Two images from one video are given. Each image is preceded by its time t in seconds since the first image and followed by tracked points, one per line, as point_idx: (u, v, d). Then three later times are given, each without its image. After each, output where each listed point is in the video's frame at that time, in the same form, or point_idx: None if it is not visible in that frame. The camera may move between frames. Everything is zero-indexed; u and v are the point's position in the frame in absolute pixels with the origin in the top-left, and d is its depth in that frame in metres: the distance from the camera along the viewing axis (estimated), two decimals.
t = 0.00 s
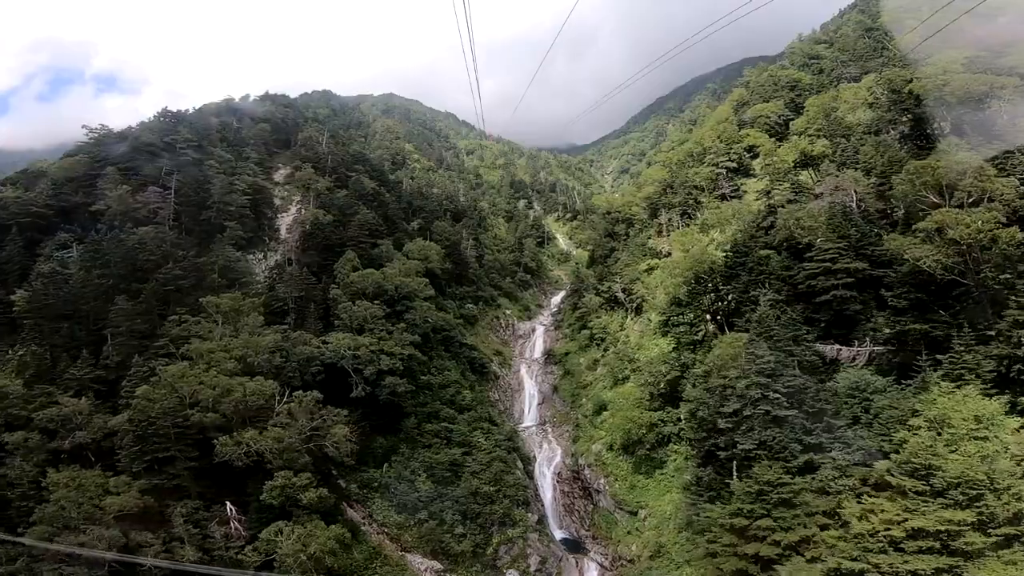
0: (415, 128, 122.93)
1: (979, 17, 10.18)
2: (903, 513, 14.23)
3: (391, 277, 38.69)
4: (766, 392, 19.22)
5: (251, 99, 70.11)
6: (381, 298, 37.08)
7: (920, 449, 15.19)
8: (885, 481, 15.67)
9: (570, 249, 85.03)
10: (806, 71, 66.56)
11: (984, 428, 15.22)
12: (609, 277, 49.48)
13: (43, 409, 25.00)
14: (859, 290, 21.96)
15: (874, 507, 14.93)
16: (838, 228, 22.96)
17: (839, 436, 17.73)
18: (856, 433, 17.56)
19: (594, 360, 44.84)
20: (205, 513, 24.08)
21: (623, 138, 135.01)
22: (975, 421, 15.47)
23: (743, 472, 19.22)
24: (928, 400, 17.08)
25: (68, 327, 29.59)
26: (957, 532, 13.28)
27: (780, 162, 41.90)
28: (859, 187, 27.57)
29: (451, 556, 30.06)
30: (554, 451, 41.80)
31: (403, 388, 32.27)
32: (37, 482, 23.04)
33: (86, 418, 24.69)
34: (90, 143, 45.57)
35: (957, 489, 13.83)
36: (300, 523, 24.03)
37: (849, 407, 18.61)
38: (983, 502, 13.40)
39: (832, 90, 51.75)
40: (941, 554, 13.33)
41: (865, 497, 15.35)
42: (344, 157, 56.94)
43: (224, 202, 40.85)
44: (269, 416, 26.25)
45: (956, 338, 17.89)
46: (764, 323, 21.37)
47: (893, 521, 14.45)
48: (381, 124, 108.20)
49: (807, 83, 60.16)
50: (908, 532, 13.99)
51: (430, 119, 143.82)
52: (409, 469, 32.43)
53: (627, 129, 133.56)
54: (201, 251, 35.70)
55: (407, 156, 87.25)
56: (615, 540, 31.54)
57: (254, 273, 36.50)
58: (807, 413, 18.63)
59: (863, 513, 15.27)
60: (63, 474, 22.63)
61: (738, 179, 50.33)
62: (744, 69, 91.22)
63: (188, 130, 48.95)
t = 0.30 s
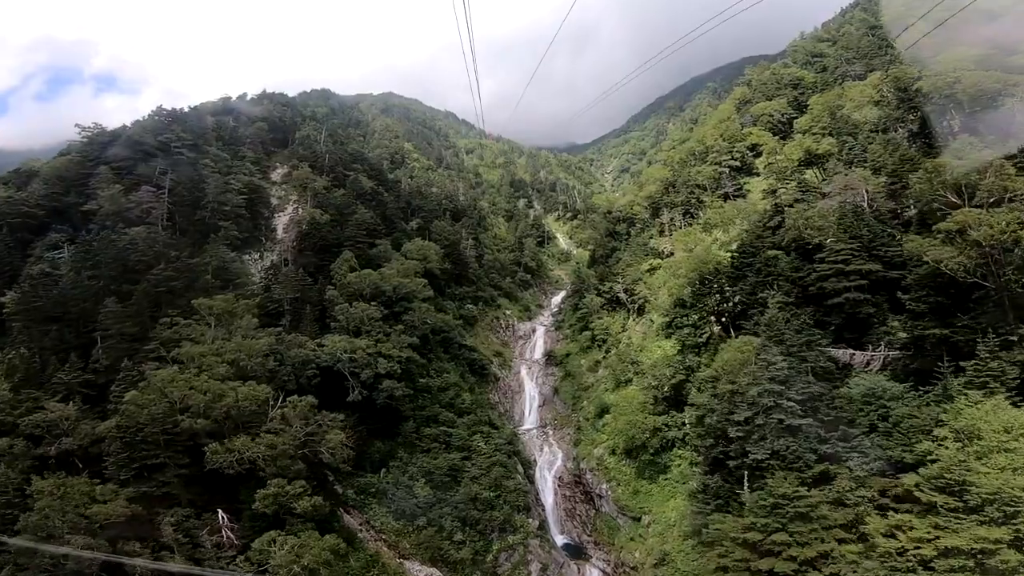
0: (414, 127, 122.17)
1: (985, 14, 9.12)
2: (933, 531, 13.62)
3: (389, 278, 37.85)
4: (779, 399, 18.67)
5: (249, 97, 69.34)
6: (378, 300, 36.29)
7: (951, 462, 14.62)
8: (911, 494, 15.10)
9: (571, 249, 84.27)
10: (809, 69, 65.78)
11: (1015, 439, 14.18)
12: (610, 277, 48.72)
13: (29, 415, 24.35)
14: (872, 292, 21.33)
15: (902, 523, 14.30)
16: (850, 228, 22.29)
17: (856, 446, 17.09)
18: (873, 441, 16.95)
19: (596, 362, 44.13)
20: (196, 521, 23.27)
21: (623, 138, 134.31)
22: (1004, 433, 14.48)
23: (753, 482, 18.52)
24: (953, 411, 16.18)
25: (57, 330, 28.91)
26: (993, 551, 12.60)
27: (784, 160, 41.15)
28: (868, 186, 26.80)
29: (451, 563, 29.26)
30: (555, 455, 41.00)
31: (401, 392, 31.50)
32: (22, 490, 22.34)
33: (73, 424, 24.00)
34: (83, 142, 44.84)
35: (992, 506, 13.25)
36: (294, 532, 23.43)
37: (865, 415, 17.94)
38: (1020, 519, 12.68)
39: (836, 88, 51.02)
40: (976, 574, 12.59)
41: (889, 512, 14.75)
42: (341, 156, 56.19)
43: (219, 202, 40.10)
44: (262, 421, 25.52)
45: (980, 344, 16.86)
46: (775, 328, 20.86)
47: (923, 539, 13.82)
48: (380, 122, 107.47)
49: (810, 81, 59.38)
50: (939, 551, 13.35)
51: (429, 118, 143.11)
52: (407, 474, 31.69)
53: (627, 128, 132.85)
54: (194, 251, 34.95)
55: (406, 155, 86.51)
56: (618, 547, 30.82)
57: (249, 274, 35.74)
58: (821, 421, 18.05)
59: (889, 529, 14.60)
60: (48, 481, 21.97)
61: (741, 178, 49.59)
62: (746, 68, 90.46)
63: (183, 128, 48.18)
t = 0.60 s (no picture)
0: (413, 124, 121.35)
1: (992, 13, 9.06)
2: (964, 548, 12.95)
3: (387, 276, 36.96)
4: (793, 405, 17.89)
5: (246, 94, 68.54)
6: (375, 299, 35.51)
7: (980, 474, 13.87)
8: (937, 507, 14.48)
9: (571, 247, 83.52)
10: (813, 66, 64.93)
11: None
12: (611, 276, 47.96)
13: (14, 419, 23.69)
14: (885, 293, 20.74)
15: (929, 539, 13.69)
16: (861, 228, 21.73)
17: (873, 454, 16.57)
18: (890, 450, 16.42)
19: (597, 362, 43.44)
20: (186, 528, 22.54)
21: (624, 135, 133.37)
22: None
23: (764, 491, 17.95)
24: (979, 420, 15.48)
25: (45, 332, 28.20)
26: None
27: (789, 158, 40.35)
28: (878, 183, 26.07)
29: (450, 569, 28.55)
30: (556, 457, 40.25)
31: (398, 394, 30.76)
32: (6, 496, 21.69)
33: (59, 428, 23.37)
34: (75, 138, 44.07)
35: None
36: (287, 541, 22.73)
37: (882, 421, 17.38)
38: None
39: (841, 85, 50.21)
40: None
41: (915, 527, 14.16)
42: (339, 153, 55.39)
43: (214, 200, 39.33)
44: (254, 426, 24.82)
45: (1006, 349, 16.10)
46: (786, 331, 20.20)
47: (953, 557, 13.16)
48: (379, 119, 106.66)
49: (814, 78, 58.61)
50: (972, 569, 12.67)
51: (429, 115, 142.17)
52: (405, 478, 30.96)
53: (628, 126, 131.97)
54: (187, 249, 34.17)
55: (405, 152, 85.72)
56: (620, 552, 30.13)
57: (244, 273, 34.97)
58: (836, 428, 17.47)
59: (916, 545, 14.01)
60: (32, 488, 21.33)
61: (744, 176, 48.83)
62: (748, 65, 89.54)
63: (177, 124, 47.35)
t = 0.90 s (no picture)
0: (412, 120, 120.40)
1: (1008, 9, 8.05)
2: (995, 566, 12.27)
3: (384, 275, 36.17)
4: (807, 413, 17.26)
5: (242, 90, 67.61)
6: (372, 298, 34.73)
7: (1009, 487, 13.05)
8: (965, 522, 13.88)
9: (571, 244, 82.75)
10: (816, 63, 64.11)
11: None
12: (613, 274, 47.23)
13: None
14: (898, 295, 20.26)
15: (954, 557, 13.19)
16: (873, 227, 21.29)
17: (890, 463, 16.25)
18: (908, 459, 16.05)
19: (598, 362, 42.83)
20: (177, 534, 21.98)
21: (624, 132, 132.54)
22: None
23: (775, 500, 17.54)
24: (1001, 429, 14.76)
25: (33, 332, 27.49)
26: None
27: (794, 155, 39.59)
28: (889, 181, 25.31)
29: None
30: (556, 458, 39.61)
31: (396, 396, 30.05)
32: None
33: (45, 432, 22.70)
34: (67, 134, 43.22)
35: None
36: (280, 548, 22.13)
37: (898, 429, 16.96)
38: None
39: (845, 82, 49.49)
40: None
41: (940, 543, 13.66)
42: (337, 149, 54.54)
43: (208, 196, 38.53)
44: (246, 429, 24.12)
45: None
46: (796, 334, 19.58)
47: None
48: (377, 115, 105.66)
49: (818, 75, 57.79)
50: None
51: (428, 111, 141.08)
52: (402, 482, 30.24)
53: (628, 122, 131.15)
54: (180, 247, 33.41)
55: (404, 149, 84.84)
56: (621, 556, 29.57)
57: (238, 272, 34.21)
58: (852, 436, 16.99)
59: (941, 562, 13.51)
60: (17, 493, 20.72)
61: (747, 173, 48.08)
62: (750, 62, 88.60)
63: (172, 120, 46.48)
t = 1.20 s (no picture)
0: (411, 116, 119.43)
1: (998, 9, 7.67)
2: None
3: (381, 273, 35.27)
4: (822, 423, 16.69)
5: (239, 85, 66.69)
6: (369, 297, 33.95)
7: None
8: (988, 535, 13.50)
9: (571, 242, 82.02)
10: (820, 60, 63.31)
11: None
12: (614, 272, 46.52)
13: None
14: (912, 297, 19.89)
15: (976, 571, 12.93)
16: (886, 227, 20.92)
17: (907, 473, 15.89)
18: (926, 468, 15.62)
19: (598, 362, 42.20)
20: (167, 540, 21.21)
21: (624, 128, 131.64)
22: None
23: (787, 510, 17.15)
24: None
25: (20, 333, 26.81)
26: None
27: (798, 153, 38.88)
28: (899, 179, 24.62)
29: None
30: (556, 460, 38.98)
31: (393, 398, 29.35)
32: None
33: (30, 437, 22.10)
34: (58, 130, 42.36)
35: None
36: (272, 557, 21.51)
37: (915, 438, 16.34)
38: None
39: (850, 79, 48.78)
40: None
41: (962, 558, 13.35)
42: (334, 145, 53.66)
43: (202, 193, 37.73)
44: (238, 433, 23.43)
45: None
46: (807, 337, 19.43)
47: None
48: (376, 111, 104.63)
49: (821, 72, 56.99)
50: None
51: (427, 107, 140.03)
52: (399, 485, 29.50)
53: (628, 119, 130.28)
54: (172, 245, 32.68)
55: (402, 145, 83.94)
56: (622, 561, 28.99)
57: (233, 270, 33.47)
58: (868, 446, 16.52)
59: None
60: None
61: (750, 170, 47.36)
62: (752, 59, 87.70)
63: (165, 115, 45.60)
